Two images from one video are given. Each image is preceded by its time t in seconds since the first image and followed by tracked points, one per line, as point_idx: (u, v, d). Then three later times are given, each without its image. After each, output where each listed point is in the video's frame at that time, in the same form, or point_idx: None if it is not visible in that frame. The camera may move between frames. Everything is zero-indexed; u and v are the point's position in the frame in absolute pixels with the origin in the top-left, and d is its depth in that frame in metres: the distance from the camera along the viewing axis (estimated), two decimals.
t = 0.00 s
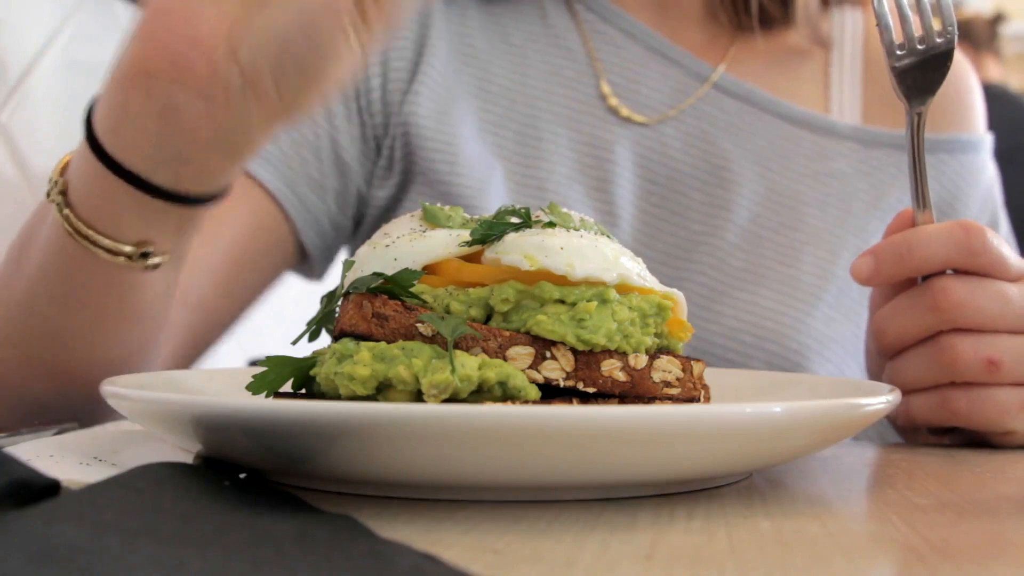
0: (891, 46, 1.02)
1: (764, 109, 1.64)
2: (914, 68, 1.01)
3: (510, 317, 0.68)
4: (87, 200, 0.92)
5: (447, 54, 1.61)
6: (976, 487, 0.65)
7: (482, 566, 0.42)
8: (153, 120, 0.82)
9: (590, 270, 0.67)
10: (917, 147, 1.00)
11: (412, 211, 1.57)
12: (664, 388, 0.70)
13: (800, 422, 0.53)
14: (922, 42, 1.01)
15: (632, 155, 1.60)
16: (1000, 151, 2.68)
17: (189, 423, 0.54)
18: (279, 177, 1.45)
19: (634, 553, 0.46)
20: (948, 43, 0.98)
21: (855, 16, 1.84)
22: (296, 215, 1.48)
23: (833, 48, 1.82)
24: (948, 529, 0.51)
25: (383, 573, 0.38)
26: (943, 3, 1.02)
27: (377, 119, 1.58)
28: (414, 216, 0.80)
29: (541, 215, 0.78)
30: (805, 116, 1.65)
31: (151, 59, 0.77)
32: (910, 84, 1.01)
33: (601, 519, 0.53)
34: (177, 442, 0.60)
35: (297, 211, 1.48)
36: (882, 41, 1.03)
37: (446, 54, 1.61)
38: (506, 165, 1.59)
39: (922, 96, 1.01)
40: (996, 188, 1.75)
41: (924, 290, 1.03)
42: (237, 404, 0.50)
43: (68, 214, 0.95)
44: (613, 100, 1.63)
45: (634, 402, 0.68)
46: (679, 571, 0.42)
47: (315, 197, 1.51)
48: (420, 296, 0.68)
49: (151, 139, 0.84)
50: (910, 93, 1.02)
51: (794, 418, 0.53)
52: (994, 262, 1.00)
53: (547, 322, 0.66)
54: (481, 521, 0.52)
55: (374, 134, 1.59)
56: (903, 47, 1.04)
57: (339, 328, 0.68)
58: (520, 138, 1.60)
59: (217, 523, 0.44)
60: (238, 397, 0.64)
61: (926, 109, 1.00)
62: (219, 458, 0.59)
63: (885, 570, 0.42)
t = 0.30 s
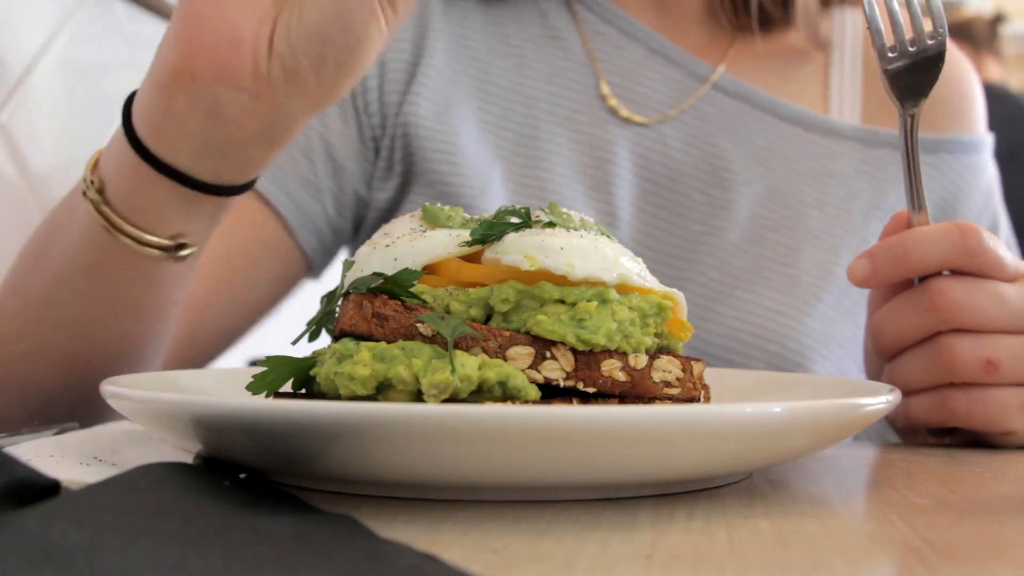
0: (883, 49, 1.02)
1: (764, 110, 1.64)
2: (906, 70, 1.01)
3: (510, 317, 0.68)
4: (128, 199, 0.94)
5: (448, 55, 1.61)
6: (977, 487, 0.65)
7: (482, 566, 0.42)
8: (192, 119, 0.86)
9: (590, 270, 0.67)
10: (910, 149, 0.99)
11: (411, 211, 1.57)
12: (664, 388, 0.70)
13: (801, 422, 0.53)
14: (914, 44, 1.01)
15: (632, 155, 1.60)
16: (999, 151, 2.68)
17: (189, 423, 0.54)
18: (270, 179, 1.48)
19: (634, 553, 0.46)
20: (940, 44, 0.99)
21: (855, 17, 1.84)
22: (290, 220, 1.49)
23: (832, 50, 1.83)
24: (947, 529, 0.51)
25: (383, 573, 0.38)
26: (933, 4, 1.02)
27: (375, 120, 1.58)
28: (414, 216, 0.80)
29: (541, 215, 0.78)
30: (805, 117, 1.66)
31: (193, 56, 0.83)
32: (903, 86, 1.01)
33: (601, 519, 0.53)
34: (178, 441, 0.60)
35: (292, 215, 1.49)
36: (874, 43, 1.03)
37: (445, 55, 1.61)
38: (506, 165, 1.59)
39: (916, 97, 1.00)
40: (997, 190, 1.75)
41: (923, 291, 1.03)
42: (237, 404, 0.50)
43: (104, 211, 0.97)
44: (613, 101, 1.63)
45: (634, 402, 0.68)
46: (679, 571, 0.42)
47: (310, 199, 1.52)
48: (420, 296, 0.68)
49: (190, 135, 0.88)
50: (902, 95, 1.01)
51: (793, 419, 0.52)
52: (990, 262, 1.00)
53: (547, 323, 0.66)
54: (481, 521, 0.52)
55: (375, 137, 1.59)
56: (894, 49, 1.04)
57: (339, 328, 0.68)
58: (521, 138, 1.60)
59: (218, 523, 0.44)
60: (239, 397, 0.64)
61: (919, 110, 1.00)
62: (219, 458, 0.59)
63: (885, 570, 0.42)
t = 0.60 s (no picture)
0: (882, 49, 1.02)
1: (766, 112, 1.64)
2: (906, 70, 1.01)
3: (510, 317, 0.68)
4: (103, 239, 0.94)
5: (448, 56, 1.61)
6: (977, 487, 0.65)
7: (482, 566, 0.42)
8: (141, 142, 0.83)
9: (590, 270, 0.67)
10: (909, 149, 0.99)
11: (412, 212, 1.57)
12: (664, 388, 0.70)
13: (800, 422, 0.53)
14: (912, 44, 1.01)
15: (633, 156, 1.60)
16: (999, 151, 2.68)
17: (188, 423, 0.54)
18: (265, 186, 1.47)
19: (634, 552, 0.46)
20: (939, 44, 0.99)
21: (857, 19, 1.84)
22: (289, 228, 1.48)
23: (833, 51, 1.83)
24: (948, 529, 0.51)
25: (383, 573, 0.37)
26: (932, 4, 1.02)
27: (375, 126, 1.58)
28: (414, 216, 0.80)
29: (541, 215, 0.78)
30: (807, 118, 1.65)
31: (125, 93, 0.80)
32: (902, 86, 1.01)
33: (601, 519, 0.53)
34: (177, 441, 0.60)
35: (292, 223, 1.49)
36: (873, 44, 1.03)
37: (445, 57, 1.60)
38: (506, 166, 1.59)
39: (915, 97, 1.00)
40: (999, 191, 1.75)
41: (922, 291, 1.03)
42: (237, 405, 0.50)
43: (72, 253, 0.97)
44: (614, 102, 1.63)
45: (634, 402, 0.68)
46: (679, 571, 0.42)
47: (308, 208, 1.52)
48: (420, 296, 0.68)
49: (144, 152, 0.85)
50: (902, 95, 1.01)
51: (793, 418, 0.52)
52: (988, 262, 1.00)
53: (547, 323, 0.66)
54: (481, 522, 0.52)
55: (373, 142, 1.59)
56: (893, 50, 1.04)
57: (339, 328, 0.68)
58: (523, 139, 1.61)
59: (217, 523, 0.44)
60: (239, 397, 0.64)
61: (919, 110, 1.00)
62: (219, 458, 0.59)
63: (885, 570, 0.42)
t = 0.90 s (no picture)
0: (879, 51, 1.02)
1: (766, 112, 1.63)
2: (902, 71, 1.01)
3: (511, 317, 0.68)
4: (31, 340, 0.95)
5: (447, 57, 1.61)
6: (977, 487, 0.65)
7: (482, 566, 0.42)
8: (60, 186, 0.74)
9: (590, 270, 0.67)
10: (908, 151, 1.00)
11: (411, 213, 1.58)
12: (664, 388, 0.70)
13: (800, 421, 0.53)
14: (910, 44, 1.01)
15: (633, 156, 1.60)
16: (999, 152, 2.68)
17: (188, 423, 0.54)
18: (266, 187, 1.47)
19: (635, 552, 0.46)
20: (937, 45, 0.99)
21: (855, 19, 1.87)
22: (287, 229, 1.50)
23: (833, 52, 1.83)
24: (948, 529, 0.51)
25: (383, 573, 0.37)
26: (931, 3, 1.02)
27: (375, 126, 1.59)
28: (414, 216, 0.80)
29: (541, 215, 0.78)
30: (807, 118, 1.65)
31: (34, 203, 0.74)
32: (900, 87, 1.01)
33: (601, 518, 0.53)
34: (177, 441, 0.60)
35: (290, 226, 1.50)
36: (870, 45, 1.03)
37: (446, 59, 1.60)
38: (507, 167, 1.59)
39: (912, 98, 1.01)
40: (999, 191, 1.75)
41: (920, 292, 1.03)
42: (236, 405, 0.50)
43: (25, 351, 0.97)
44: (613, 102, 1.63)
45: (634, 402, 0.68)
46: (679, 571, 0.42)
47: (306, 209, 1.53)
48: (420, 296, 0.68)
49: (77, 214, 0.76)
50: (899, 96, 1.02)
51: (793, 418, 0.53)
52: (987, 262, 1.00)
53: (547, 323, 0.66)
54: (481, 522, 0.52)
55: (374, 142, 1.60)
56: (890, 50, 1.04)
57: (339, 328, 0.68)
58: (523, 139, 1.61)
59: (218, 523, 0.44)
60: (239, 398, 0.64)
61: (917, 111, 1.00)
62: (219, 458, 0.59)
63: (885, 570, 0.42)
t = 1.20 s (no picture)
0: (878, 52, 1.02)
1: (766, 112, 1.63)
2: (903, 72, 1.01)
3: (510, 317, 0.68)
4: None
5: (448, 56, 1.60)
6: (978, 487, 0.65)
7: (481, 566, 0.42)
8: None
9: (590, 270, 0.67)
10: (908, 152, 1.00)
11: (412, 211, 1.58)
12: (664, 388, 0.70)
13: (801, 421, 0.53)
14: (910, 45, 1.01)
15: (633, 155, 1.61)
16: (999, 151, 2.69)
17: (188, 423, 0.54)
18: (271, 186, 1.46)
19: (635, 552, 0.46)
20: (936, 45, 0.98)
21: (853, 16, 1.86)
22: (287, 224, 1.48)
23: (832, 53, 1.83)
24: (948, 529, 0.51)
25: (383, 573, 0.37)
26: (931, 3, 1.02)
27: (375, 122, 1.58)
28: (414, 216, 0.80)
29: (541, 215, 0.78)
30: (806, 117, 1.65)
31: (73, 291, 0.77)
32: (900, 88, 1.01)
33: (601, 518, 0.53)
34: (178, 442, 0.60)
35: (289, 221, 1.49)
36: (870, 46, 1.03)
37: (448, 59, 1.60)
38: (507, 165, 1.59)
39: (912, 99, 1.01)
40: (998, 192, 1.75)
41: (919, 293, 1.03)
42: (238, 405, 0.50)
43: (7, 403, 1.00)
44: (614, 102, 1.63)
45: (633, 402, 0.68)
46: (679, 571, 0.42)
47: (306, 202, 1.51)
48: (420, 296, 0.68)
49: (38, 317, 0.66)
50: (899, 97, 1.01)
51: (793, 417, 0.53)
52: (987, 262, 1.00)
53: (547, 323, 0.66)
54: (481, 521, 0.52)
55: (374, 138, 1.60)
56: (890, 51, 1.04)
57: (339, 328, 0.68)
58: (523, 140, 1.61)
59: (221, 523, 0.44)
60: (239, 398, 0.64)
61: (916, 112, 1.01)
62: (220, 458, 0.59)
63: (884, 570, 0.42)
